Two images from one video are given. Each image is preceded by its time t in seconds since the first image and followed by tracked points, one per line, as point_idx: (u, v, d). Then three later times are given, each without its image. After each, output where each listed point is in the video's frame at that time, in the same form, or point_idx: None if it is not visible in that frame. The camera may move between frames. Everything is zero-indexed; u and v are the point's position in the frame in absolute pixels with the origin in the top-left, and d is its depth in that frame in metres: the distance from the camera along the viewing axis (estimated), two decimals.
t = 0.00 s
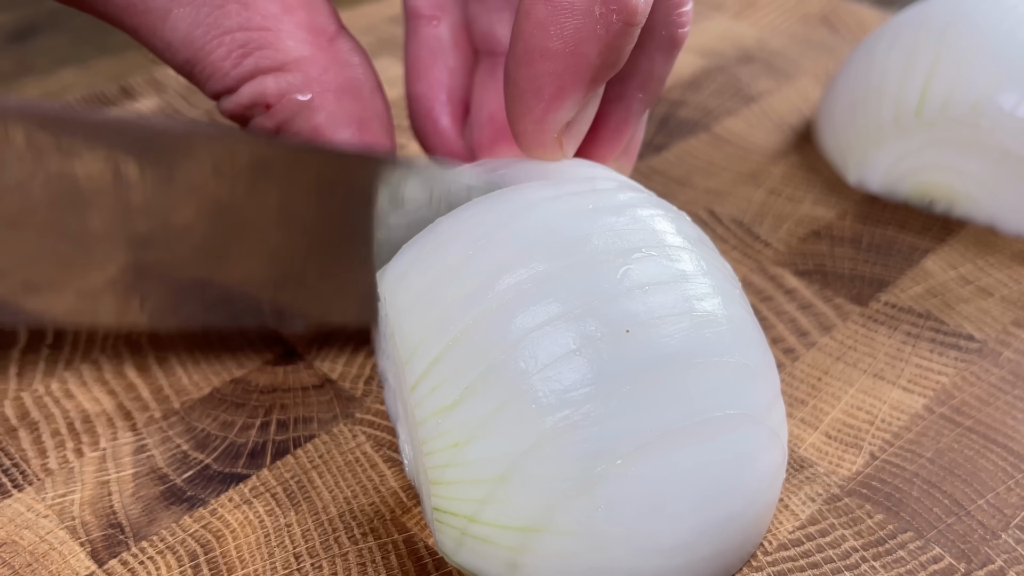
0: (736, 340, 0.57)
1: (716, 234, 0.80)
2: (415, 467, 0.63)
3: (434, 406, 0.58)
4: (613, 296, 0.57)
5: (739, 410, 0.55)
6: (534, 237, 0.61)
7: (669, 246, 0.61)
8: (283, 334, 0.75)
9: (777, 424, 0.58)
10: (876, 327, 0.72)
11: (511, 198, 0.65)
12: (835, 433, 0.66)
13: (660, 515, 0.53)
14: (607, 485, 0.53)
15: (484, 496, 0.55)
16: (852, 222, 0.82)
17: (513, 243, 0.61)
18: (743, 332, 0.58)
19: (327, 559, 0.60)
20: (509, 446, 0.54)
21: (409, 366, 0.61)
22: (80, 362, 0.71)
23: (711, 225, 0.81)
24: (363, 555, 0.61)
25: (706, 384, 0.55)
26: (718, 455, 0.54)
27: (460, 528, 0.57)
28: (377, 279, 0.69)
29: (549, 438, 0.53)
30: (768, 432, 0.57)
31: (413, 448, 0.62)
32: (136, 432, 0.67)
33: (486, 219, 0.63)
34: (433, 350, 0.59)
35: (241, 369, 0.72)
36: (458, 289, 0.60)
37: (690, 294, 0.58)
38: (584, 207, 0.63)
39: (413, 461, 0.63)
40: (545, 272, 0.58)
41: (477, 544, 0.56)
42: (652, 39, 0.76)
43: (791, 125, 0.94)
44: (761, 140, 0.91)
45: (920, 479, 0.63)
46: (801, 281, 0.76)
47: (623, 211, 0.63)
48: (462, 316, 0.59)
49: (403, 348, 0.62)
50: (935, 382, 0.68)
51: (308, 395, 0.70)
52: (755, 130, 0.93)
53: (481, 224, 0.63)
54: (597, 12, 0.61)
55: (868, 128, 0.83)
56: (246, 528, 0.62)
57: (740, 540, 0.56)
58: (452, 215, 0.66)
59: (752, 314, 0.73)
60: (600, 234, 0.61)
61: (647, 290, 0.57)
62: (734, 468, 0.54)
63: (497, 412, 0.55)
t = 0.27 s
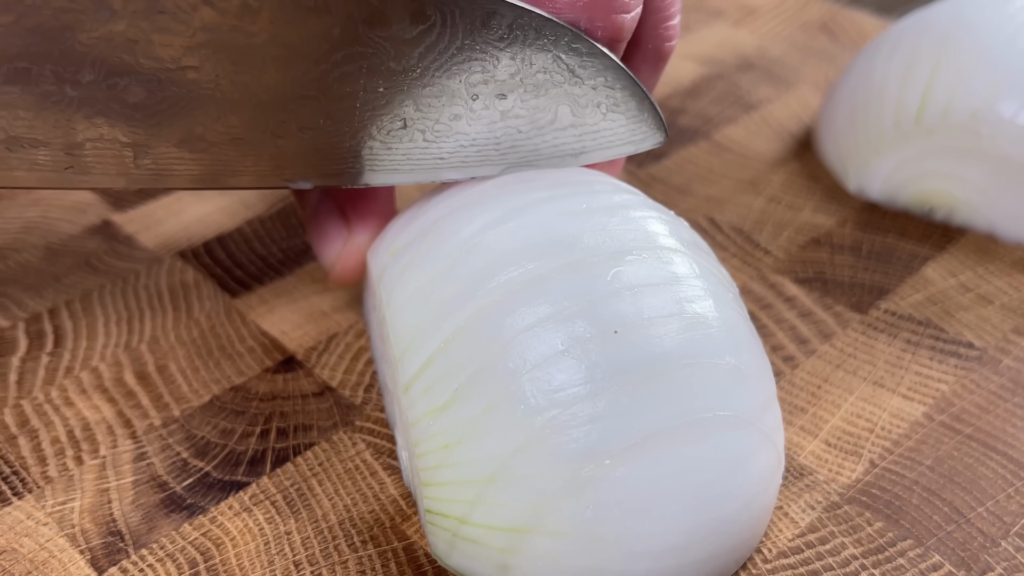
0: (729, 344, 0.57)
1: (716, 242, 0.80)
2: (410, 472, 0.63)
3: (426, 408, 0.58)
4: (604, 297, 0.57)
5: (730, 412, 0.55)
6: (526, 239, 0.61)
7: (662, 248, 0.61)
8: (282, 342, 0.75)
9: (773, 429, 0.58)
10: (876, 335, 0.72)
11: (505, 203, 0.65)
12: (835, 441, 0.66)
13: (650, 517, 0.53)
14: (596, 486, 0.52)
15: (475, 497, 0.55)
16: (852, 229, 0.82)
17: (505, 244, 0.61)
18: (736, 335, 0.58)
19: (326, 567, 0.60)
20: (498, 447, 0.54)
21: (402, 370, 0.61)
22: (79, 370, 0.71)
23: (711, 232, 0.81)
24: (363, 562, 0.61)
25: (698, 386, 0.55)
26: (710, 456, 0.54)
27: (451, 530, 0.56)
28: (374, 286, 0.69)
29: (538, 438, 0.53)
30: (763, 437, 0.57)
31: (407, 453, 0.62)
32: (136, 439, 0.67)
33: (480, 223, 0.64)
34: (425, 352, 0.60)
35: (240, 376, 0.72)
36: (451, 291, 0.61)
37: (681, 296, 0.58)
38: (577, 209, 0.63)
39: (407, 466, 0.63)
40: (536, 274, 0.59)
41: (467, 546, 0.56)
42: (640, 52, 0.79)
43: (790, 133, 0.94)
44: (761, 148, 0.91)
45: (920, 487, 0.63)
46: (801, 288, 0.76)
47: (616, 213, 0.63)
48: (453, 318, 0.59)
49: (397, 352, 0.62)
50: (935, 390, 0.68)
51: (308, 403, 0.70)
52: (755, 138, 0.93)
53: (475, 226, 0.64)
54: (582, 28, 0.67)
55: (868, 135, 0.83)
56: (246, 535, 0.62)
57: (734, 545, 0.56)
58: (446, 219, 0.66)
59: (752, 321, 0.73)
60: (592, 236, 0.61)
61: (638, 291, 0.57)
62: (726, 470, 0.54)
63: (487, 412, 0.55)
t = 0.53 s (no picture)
0: (730, 354, 0.58)
1: (716, 250, 0.80)
2: (410, 480, 0.63)
3: (426, 416, 0.58)
4: (605, 307, 0.57)
5: (731, 422, 0.55)
6: (527, 247, 0.61)
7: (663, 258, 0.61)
8: (282, 350, 0.75)
9: (773, 440, 0.58)
10: (876, 343, 0.72)
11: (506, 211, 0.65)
12: (835, 449, 0.66)
13: (651, 526, 0.53)
14: (597, 496, 0.52)
15: (475, 506, 0.55)
16: (852, 237, 0.82)
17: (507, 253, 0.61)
18: (737, 345, 0.59)
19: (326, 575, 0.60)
20: (498, 456, 0.54)
21: (403, 378, 0.61)
22: (80, 378, 0.71)
23: (711, 240, 0.81)
24: (363, 571, 0.61)
25: (699, 396, 0.55)
26: (711, 466, 0.54)
27: (451, 538, 0.57)
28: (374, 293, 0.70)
29: (539, 448, 0.53)
30: (763, 448, 0.57)
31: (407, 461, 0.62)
32: (136, 447, 0.67)
33: (481, 230, 0.64)
34: (426, 360, 0.60)
35: (241, 385, 0.72)
36: (452, 299, 0.61)
37: (683, 306, 0.58)
38: (579, 218, 0.63)
39: (407, 473, 0.63)
40: (538, 283, 0.59)
41: (467, 553, 0.56)
42: (635, 65, 0.79)
43: (790, 140, 0.94)
44: (761, 156, 0.91)
45: (920, 495, 0.63)
46: (800, 296, 0.76)
47: (618, 222, 0.63)
48: (455, 327, 0.59)
49: (397, 359, 0.62)
50: (935, 398, 0.68)
51: (308, 411, 0.70)
52: (755, 146, 0.93)
53: (476, 234, 0.64)
54: (591, 38, 0.66)
55: (868, 142, 0.83)
56: (246, 544, 0.62)
57: (733, 556, 0.56)
58: (447, 227, 0.66)
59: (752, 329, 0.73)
60: (594, 244, 0.61)
61: (640, 301, 0.58)
62: (727, 480, 0.54)
63: (488, 421, 0.55)
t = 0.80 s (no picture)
0: (731, 372, 0.58)
1: (716, 257, 0.80)
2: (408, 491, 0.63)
3: (425, 429, 0.59)
4: (605, 323, 0.57)
5: (730, 440, 0.55)
6: (528, 263, 0.62)
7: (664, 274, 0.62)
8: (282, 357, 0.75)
9: (774, 456, 0.59)
10: (876, 350, 0.72)
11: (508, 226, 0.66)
12: (835, 456, 0.66)
13: (647, 544, 0.53)
14: (594, 514, 0.53)
15: (472, 520, 0.56)
16: (852, 244, 0.82)
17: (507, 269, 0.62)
18: (738, 362, 0.59)
19: None
20: (496, 471, 0.55)
21: (403, 390, 0.61)
22: (79, 385, 0.71)
23: (712, 248, 0.81)
24: None
25: (697, 413, 0.55)
26: (708, 484, 0.54)
27: (447, 552, 0.57)
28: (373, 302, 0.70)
29: (537, 465, 0.53)
30: (763, 463, 0.57)
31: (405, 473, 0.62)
32: (136, 455, 0.67)
33: (482, 245, 0.65)
34: (426, 374, 0.60)
35: (240, 392, 0.72)
36: (452, 313, 0.61)
37: (684, 323, 0.58)
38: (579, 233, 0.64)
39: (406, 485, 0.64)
40: (538, 299, 0.59)
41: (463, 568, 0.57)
42: (632, 75, 0.80)
43: (790, 148, 0.94)
44: (761, 163, 0.91)
45: (920, 502, 0.63)
46: (801, 303, 0.76)
47: (619, 238, 0.64)
48: (454, 342, 0.60)
49: (397, 371, 0.62)
50: (935, 405, 0.68)
51: (308, 419, 0.70)
52: (755, 153, 0.93)
53: (477, 249, 0.65)
54: (592, 41, 0.66)
55: (868, 149, 0.83)
56: (245, 551, 0.62)
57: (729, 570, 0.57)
58: (448, 240, 0.67)
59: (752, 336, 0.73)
60: (594, 260, 0.62)
61: (641, 318, 0.58)
62: (724, 497, 0.55)
63: (486, 436, 0.55)
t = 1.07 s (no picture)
0: (730, 376, 0.58)
1: (716, 264, 0.80)
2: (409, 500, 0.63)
3: (424, 436, 0.59)
4: (603, 328, 0.57)
5: (729, 445, 0.55)
6: (527, 269, 0.62)
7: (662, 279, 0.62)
8: (282, 365, 0.75)
9: (773, 462, 0.58)
10: (876, 358, 0.72)
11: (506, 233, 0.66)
12: (835, 464, 0.66)
13: (647, 549, 0.53)
14: (594, 519, 0.53)
15: (472, 527, 0.55)
16: (852, 252, 0.82)
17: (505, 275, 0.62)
18: (737, 367, 0.59)
19: None
20: (496, 477, 0.55)
21: (402, 398, 0.62)
22: (79, 393, 0.71)
23: (712, 255, 0.81)
24: None
25: (696, 418, 0.55)
26: (708, 489, 0.54)
27: (447, 559, 0.57)
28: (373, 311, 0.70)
29: (536, 470, 0.54)
30: (762, 470, 0.57)
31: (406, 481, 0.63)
32: (136, 462, 0.67)
33: (481, 252, 0.65)
34: (425, 381, 0.60)
35: (240, 399, 0.72)
36: (452, 319, 0.62)
37: (682, 328, 0.59)
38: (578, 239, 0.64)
39: (406, 493, 0.64)
40: (536, 305, 0.59)
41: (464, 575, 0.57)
42: (620, 88, 0.85)
43: (790, 155, 0.94)
44: (761, 170, 0.91)
45: (920, 510, 0.63)
46: (801, 310, 0.76)
47: (617, 243, 0.64)
48: (453, 348, 0.60)
49: (397, 380, 0.63)
50: (935, 413, 0.68)
51: (308, 426, 0.70)
52: (755, 160, 0.93)
53: (476, 255, 0.65)
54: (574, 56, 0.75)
55: (868, 157, 0.83)
56: (245, 559, 0.62)
57: None
58: (448, 247, 0.67)
59: (752, 344, 0.73)
60: (593, 266, 0.62)
61: (639, 323, 0.58)
62: (724, 503, 0.55)
63: (485, 442, 0.56)
